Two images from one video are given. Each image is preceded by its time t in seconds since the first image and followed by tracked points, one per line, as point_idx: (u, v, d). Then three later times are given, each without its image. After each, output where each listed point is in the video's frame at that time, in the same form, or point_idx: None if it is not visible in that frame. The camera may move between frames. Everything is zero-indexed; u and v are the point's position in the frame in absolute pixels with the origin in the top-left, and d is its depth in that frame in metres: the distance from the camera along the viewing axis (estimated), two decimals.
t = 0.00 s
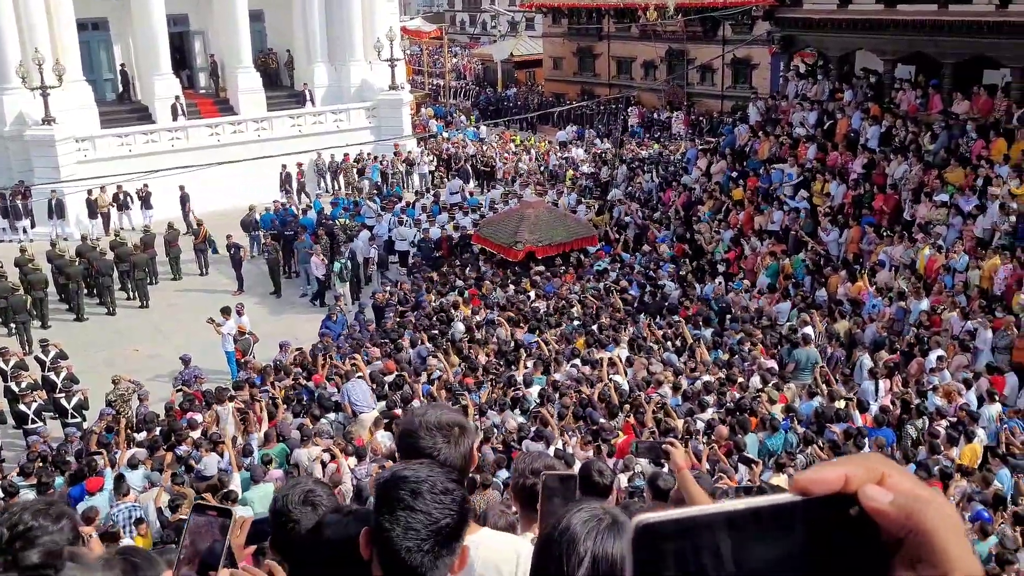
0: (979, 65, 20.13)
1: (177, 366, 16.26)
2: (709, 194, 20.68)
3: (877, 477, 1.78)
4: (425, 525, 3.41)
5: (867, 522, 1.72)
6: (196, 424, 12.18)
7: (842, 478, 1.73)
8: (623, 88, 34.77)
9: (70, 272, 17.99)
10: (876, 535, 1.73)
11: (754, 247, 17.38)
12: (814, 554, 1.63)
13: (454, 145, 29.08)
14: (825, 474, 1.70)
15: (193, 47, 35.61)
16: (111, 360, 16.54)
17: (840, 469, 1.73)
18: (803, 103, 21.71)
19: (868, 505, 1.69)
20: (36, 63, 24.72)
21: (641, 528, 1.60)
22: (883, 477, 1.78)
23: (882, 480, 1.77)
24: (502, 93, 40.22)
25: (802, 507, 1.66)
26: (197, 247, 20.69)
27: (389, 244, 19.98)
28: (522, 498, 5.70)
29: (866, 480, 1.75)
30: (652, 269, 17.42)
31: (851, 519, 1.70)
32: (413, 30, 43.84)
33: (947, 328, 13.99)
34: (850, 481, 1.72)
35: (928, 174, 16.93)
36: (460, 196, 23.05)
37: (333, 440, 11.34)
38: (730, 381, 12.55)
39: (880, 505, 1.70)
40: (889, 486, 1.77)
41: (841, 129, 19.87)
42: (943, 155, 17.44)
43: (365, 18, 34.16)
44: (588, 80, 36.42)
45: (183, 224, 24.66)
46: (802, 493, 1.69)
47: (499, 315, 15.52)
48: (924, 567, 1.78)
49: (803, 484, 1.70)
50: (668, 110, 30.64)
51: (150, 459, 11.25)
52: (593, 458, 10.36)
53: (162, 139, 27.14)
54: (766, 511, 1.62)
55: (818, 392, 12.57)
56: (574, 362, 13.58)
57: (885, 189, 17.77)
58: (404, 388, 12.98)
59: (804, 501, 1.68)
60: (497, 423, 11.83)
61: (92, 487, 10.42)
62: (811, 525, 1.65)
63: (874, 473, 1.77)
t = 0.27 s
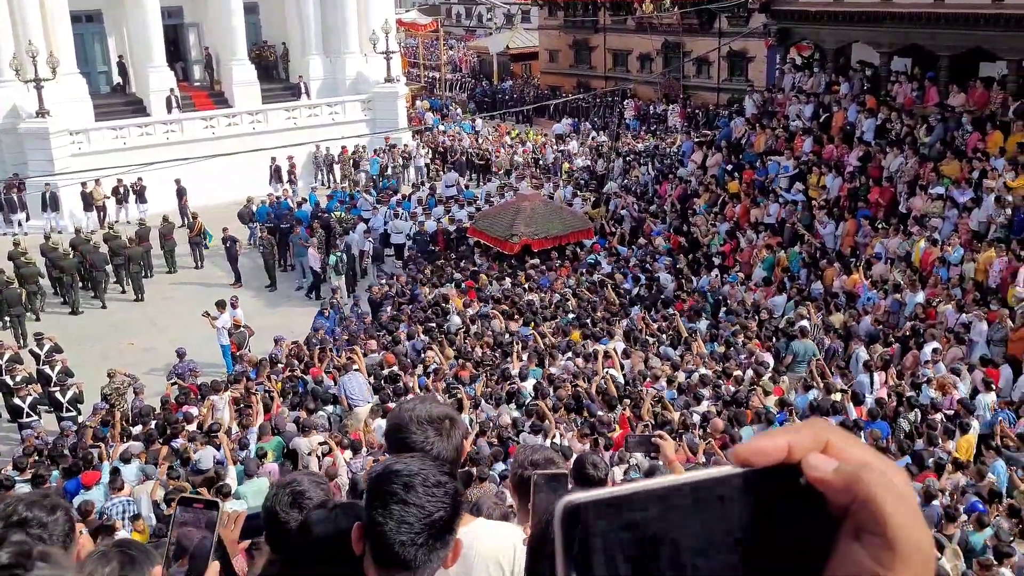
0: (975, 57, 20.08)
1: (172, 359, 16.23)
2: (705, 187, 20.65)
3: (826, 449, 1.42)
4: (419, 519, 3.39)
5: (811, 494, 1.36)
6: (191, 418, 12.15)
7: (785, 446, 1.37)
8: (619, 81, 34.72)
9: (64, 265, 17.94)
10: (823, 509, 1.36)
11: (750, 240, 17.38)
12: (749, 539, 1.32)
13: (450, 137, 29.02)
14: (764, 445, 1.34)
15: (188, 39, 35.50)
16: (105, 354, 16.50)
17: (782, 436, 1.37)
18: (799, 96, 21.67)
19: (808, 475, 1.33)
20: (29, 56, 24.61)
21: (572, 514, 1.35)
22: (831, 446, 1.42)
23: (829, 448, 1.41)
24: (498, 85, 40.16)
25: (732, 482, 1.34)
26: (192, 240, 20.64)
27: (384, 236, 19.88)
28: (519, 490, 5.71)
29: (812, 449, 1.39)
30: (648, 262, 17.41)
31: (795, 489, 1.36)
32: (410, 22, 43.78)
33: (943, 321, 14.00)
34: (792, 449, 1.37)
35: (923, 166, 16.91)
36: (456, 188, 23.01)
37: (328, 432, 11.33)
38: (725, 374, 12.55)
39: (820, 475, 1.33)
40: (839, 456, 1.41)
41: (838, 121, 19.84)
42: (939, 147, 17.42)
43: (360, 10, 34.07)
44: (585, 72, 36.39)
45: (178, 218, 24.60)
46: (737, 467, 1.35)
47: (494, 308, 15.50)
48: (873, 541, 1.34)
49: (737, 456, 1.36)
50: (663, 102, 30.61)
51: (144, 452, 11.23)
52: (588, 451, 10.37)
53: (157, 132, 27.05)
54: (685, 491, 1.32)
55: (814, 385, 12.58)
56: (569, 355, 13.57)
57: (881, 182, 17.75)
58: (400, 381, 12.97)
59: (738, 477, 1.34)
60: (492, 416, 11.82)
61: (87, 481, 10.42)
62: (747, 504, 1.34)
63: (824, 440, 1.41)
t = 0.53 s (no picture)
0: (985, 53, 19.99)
1: (182, 355, 16.31)
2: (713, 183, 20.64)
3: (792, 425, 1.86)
4: (427, 516, 3.40)
5: (784, 471, 1.78)
6: (201, 413, 12.22)
7: (757, 428, 1.77)
8: (626, 77, 34.64)
9: (73, 261, 18.02)
10: (797, 489, 1.79)
11: (758, 236, 17.37)
12: (730, 514, 1.75)
13: (457, 134, 29.00)
14: (741, 428, 1.75)
15: (196, 36, 35.60)
16: (114, 349, 16.58)
17: (755, 421, 1.77)
18: (807, 92, 21.62)
19: (782, 455, 1.74)
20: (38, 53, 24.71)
21: (537, 495, 1.65)
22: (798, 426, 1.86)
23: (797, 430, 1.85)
24: (505, 82, 40.12)
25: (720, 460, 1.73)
26: (200, 236, 20.71)
27: (392, 233, 19.91)
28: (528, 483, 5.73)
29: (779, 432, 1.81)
30: (656, 258, 17.42)
31: (769, 470, 1.78)
32: (416, 18, 43.76)
33: (951, 317, 13.98)
34: (763, 432, 1.77)
35: (932, 162, 16.87)
36: (464, 185, 23.02)
37: (338, 428, 11.37)
38: (732, 370, 12.57)
39: (792, 456, 1.73)
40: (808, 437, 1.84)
41: (846, 118, 19.80)
42: (948, 144, 17.37)
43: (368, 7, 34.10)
44: (592, 69, 36.34)
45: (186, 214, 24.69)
46: (716, 449, 1.75)
47: (501, 303, 15.53)
48: (842, 518, 1.77)
49: (715, 438, 1.76)
50: (671, 99, 30.55)
51: (154, 447, 11.29)
52: (596, 447, 10.41)
53: (166, 128, 27.13)
54: (678, 469, 1.71)
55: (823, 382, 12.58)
56: (576, 351, 13.61)
57: (889, 178, 17.71)
58: (408, 376, 13.01)
59: (720, 457, 1.74)
60: (499, 412, 11.86)
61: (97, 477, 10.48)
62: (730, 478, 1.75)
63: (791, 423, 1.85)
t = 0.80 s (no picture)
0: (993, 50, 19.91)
1: (189, 353, 16.36)
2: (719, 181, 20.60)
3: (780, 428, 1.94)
4: (437, 514, 3.41)
5: (777, 471, 1.85)
6: (208, 411, 12.27)
7: (748, 429, 1.87)
8: (633, 74, 34.56)
9: (81, 258, 18.08)
10: (791, 489, 1.85)
11: (765, 234, 17.33)
12: (723, 511, 1.83)
13: (463, 131, 29.00)
14: (730, 427, 1.86)
15: (203, 34, 35.65)
16: (122, 347, 16.63)
17: (746, 421, 1.88)
18: (814, 89, 21.56)
19: (773, 454, 1.81)
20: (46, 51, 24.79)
21: (535, 495, 1.76)
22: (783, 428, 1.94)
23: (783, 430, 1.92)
24: (512, 79, 40.07)
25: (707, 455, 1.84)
26: (207, 234, 20.75)
27: (399, 231, 19.92)
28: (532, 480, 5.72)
29: (769, 437, 1.89)
30: (662, 256, 17.41)
31: (763, 470, 1.86)
32: (423, 15, 43.72)
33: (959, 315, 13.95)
34: (754, 432, 1.88)
35: (940, 160, 16.82)
36: (470, 183, 23.01)
37: (345, 425, 11.41)
38: (739, 368, 12.58)
39: (784, 455, 1.80)
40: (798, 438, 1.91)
41: (853, 115, 19.74)
42: (956, 141, 17.31)
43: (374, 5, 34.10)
44: (598, 66, 36.29)
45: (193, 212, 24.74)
46: (706, 448, 1.86)
47: (508, 301, 15.53)
48: (833, 517, 1.77)
49: (704, 441, 1.87)
50: (678, 96, 30.47)
51: (163, 444, 11.34)
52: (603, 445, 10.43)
53: (173, 127, 27.20)
54: (670, 468, 1.80)
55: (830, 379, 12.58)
56: (583, 348, 13.62)
57: (897, 176, 17.66)
58: (415, 374, 13.04)
59: (707, 457, 1.84)
60: (505, 410, 11.87)
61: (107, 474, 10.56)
62: (722, 477, 1.84)
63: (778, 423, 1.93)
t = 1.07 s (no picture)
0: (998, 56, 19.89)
1: (193, 358, 16.38)
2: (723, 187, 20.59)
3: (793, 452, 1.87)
4: (433, 519, 3.40)
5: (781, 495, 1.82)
6: (213, 416, 12.27)
7: (754, 451, 1.81)
8: (636, 80, 34.56)
9: (85, 264, 18.11)
10: (795, 514, 1.84)
11: (769, 240, 17.32)
12: (731, 533, 1.80)
13: (466, 137, 29.01)
14: (736, 451, 1.79)
15: (207, 39, 35.74)
16: (126, 352, 16.64)
17: (752, 443, 1.81)
18: (818, 95, 21.56)
19: (782, 488, 1.78)
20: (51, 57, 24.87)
21: (538, 513, 1.75)
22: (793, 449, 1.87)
23: (796, 453, 1.86)
24: (515, 85, 40.10)
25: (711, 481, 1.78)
26: (211, 239, 20.77)
27: (402, 236, 19.92)
28: (540, 487, 5.79)
29: (779, 456, 1.84)
30: (666, 262, 17.40)
31: (768, 492, 1.84)
32: (427, 21, 43.79)
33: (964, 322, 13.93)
34: (761, 455, 1.81)
35: (944, 166, 16.80)
36: (474, 189, 23.00)
37: (349, 431, 11.41)
38: (742, 374, 12.56)
39: (792, 491, 1.78)
40: (802, 461, 1.86)
41: (857, 121, 19.72)
42: (960, 147, 17.29)
43: (379, 10, 34.16)
44: (602, 72, 36.31)
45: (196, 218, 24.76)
46: (711, 469, 1.79)
47: (511, 306, 15.52)
48: (838, 545, 1.80)
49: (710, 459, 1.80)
50: (681, 102, 30.46)
51: (167, 450, 11.34)
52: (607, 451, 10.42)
53: (177, 132, 27.24)
54: (671, 490, 1.76)
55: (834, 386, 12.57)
56: (587, 354, 13.61)
57: (901, 182, 17.64)
58: (419, 380, 13.03)
59: (717, 483, 1.79)
60: (509, 416, 11.87)
61: (110, 481, 10.58)
62: (725, 496, 1.81)
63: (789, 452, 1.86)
